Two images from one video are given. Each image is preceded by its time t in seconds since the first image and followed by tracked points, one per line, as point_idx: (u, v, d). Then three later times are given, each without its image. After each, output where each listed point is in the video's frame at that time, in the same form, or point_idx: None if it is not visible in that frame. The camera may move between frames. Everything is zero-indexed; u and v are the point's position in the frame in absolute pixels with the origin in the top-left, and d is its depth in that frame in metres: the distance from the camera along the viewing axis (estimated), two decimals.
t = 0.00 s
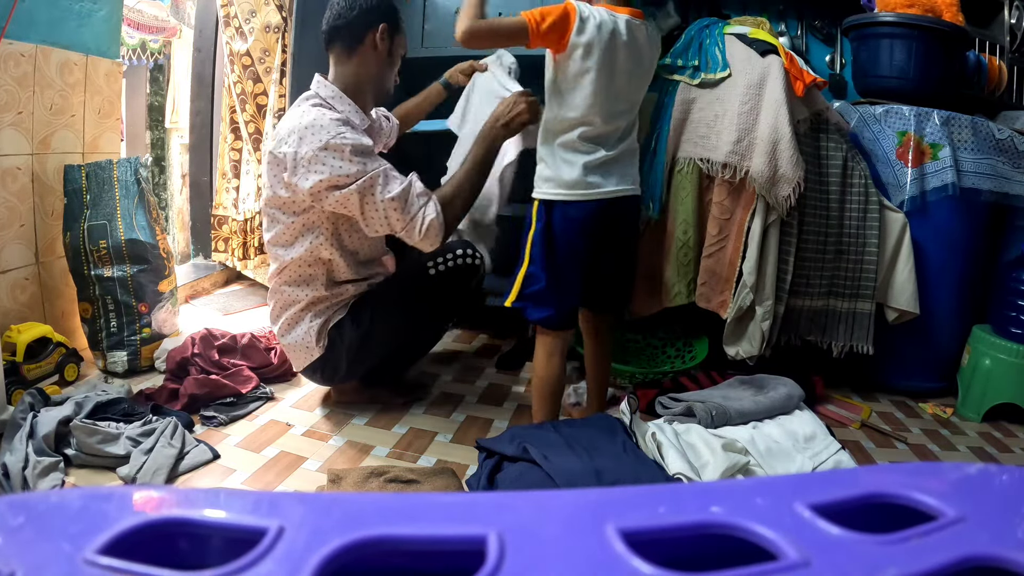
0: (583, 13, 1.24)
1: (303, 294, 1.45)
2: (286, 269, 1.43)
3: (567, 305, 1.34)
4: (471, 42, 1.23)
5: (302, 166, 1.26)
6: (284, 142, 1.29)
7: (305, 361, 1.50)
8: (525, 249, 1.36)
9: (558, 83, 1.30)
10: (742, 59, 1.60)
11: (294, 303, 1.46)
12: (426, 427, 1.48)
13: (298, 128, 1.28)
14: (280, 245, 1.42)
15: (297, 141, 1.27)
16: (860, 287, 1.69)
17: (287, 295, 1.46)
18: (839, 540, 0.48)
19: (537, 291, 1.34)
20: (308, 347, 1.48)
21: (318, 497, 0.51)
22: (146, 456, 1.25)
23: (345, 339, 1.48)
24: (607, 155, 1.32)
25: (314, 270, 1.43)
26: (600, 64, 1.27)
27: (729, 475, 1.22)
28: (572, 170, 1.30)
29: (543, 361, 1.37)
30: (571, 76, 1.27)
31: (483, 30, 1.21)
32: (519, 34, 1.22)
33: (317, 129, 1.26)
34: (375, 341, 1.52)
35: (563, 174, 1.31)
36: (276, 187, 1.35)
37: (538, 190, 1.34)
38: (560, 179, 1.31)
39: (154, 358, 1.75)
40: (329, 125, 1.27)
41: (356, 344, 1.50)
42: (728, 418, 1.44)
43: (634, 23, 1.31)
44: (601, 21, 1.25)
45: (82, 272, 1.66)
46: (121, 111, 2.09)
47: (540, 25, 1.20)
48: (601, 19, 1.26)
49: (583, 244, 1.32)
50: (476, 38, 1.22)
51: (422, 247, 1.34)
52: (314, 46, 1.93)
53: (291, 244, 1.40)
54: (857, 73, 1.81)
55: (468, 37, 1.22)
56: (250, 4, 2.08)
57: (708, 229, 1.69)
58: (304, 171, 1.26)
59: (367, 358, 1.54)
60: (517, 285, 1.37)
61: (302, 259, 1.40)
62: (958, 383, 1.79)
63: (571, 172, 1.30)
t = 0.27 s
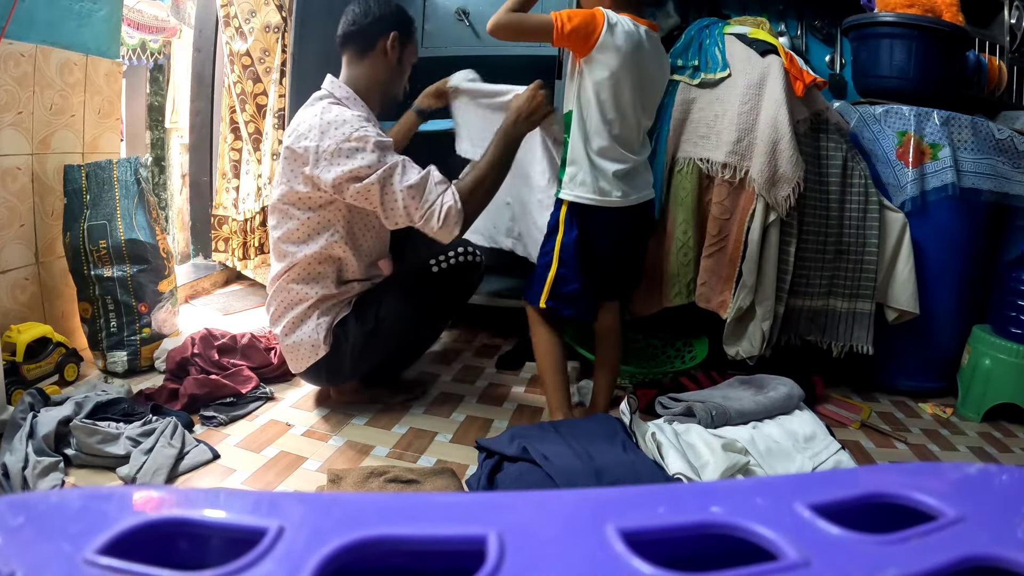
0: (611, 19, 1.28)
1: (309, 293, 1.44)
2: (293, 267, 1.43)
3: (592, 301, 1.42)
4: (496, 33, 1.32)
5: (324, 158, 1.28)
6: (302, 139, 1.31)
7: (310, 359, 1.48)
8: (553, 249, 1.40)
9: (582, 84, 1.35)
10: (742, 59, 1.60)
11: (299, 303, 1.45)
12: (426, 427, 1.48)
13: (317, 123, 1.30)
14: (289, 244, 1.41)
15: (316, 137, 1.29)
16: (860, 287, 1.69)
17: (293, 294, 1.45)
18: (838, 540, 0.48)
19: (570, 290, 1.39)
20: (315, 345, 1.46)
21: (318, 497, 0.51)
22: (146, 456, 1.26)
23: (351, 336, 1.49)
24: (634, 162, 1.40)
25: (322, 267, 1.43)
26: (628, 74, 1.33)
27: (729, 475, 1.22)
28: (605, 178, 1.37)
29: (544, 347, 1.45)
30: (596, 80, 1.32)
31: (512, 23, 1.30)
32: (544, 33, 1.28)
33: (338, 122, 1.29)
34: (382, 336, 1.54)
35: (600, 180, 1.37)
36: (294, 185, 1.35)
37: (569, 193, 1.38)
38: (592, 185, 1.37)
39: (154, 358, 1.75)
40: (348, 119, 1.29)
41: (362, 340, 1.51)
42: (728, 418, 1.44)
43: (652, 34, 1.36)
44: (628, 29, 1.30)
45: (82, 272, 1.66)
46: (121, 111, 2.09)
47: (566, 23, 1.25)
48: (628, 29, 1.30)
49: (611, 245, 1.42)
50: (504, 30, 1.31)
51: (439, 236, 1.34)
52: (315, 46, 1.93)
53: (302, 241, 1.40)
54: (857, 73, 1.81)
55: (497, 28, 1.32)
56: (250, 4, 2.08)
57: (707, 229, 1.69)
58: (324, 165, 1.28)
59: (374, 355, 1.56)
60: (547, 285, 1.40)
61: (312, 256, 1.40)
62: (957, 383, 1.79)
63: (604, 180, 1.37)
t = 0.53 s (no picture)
0: (582, 20, 1.28)
1: (309, 292, 1.45)
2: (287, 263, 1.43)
3: (577, 300, 1.43)
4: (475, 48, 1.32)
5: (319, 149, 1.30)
6: (316, 128, 1.33)
7: (311, 360, 1.50)
8: (535, 248, 1.40)
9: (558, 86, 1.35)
10: (742, 59, 1.60)
11: (302, 302, 1.46)
12: (426, 427, 1.48)
13: (333, 119, 1.32)
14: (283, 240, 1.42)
15: (327, 129, 1.31)
16: (860, 287, 1.69)
17: (292, 293, 1.46)
18: (838, 540, 0.48)
19: (555, 288, 1.40)
20: (322, 342, 1.47)
21: (318, 497, 0.51)
22: (146, 456, 1.26)
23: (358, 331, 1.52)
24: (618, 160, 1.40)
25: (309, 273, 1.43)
26: (608, 70, 1.32)
27: (729, 475, 1.22)
28: (586, 176, 1.36)
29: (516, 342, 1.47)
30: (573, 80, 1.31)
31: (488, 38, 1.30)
32: (520, 42, 1.29)
33: (350, 126, 1.30)
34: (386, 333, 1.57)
35: (577, 180, 1.36)
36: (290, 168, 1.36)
37: (548, 193, 1.38)
38: (573, 183, 1.36)
39: (154, 358, 1.75)
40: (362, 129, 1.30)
41: (367, 336, 1.54)
42: (728, 418, 1.43)
43: (629, 32, 1.35)
44: (601, 29, 1.29)
45: (82, 272, 1.66)
46: (121, 111, 2.09)
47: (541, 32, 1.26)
48: (602, 26, 1.30)
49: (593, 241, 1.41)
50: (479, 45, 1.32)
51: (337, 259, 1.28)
52: (315, 46, 1.93)
53: (289, 237, 1.41)
54: (857, 73, 1.81)
55: (473, 45, 1.33)
56: (250, 4, 2.08)
57: (707, 229, 1.69)
58: (322, 156, 1.29)
59: (376, 352, 1.58)
60: (531, 284, 1.40)
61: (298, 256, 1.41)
62: (957, 383, 1.79)
63: (584, 178, 1.36)
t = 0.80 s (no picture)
0: (531, 19, 1.30)
1: (305, 293, 1.45)
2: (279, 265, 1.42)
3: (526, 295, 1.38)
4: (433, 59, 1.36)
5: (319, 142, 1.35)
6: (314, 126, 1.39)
7: (311, 358, 1.48)
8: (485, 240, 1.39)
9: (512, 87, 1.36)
10: (741, 59, 1.60)
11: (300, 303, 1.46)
12: (427, 428, 1.48)
13: (331, 118, 1.38)
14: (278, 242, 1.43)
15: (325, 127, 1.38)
16: (860, 287, 1.68)
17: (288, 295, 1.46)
18: (838, 540, 0.48)
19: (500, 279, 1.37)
20: (323, 339, 1.46)
21: (318, 497, 0.51)
22: (146, 456, 1.26)
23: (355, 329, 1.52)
24: (573, 153, 1.36)
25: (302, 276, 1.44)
26: (563, 67, 1.33)
27: (728, 475, 1.22)
28: (531, 171, 1.33)
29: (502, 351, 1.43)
30: (527, 80, 1.32)
31: (442, 45, 1.33)
32: (473, 46, 1.32)
33: (347, 125, 1.37)
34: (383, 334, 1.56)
35: (523, 173, 1.34)
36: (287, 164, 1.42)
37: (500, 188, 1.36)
38: (519, 178, 1.34)
39: (154, 358, 1.75)
40: (359, 127, 1.36)
41: (364, 336, 1.53)
42: (728, 418, 1.44)
43: (585, 26, 1.35)
44: (551, 25, 1.31)
45: (82, 272, 1.66)
46: (121, 111, 2.09)
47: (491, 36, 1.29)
48: (552, 24, 1.31)
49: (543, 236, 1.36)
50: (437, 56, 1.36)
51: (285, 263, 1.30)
52: (315, 46, 1.93)
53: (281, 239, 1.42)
54: (857, 73, 1.81)
55: (432, 54, 1.36)
56: (250, 4, 2.08)
57: (707, 229, 1.69)
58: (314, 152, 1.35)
59: (373, 353, 1.58)
60: (478, 274, 1.39)
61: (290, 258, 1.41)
62: (957, 383, 1.79)
63: (530, 172, 1.34)
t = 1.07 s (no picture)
0: (514, 17, 1.31)
1: (302, 296, 1.47)
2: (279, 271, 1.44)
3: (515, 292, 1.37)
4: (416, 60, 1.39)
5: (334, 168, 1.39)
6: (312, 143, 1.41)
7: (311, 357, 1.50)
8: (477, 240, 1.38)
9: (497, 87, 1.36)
10: (741, 58, 1.60)
11: (298, 306, 1.48)
12: (427, 427, 1.48)
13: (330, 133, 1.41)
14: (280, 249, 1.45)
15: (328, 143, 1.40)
16: (860, 287, 1.68)
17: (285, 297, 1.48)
18: (839, 540, 0.47)
19: (493, 278, 1.35)
20: (325, 334, 1.49)
21: (318, 497, 0.51)
22: (146, 456, 1.26)
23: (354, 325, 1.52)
24: (560, 149, 1.36)
25: (304, 284, 1.46)
26: (545, 66, 1.33)
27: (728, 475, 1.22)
28: (518, 169, 1.33)
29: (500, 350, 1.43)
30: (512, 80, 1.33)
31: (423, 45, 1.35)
32: (458, 45, 1.34)
33: (348, 138, 1.40)
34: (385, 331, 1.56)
35: (510, 172, 1.34)
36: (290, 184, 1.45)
37: (489, 188, 1.36)
38: (506, 177, 1.34)
39: (154, 358, 1.75)
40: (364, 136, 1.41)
41: (366, 333, 1.54)
42: (728, 418, 1.44)
43: (568, 23, 1.35)
44: (534, 23, 1.31)
45: (82, 272, 1.66)
46: (121, 111, 2.09)
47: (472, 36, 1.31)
48: (535, 22, 1.32)
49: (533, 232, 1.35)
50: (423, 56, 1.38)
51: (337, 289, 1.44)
52: (314, 46, 1.93)
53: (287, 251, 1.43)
54: (857, 73, 1.81)
55: (417, 53, 1.38)
56: (250, 4, 2.08)
57: (707, 229, 1.69)
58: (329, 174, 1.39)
59: (376, 350, 1.58)
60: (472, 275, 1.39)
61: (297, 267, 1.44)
62: (957, 382, 1.79)
63: (517, 170, 1.33)
